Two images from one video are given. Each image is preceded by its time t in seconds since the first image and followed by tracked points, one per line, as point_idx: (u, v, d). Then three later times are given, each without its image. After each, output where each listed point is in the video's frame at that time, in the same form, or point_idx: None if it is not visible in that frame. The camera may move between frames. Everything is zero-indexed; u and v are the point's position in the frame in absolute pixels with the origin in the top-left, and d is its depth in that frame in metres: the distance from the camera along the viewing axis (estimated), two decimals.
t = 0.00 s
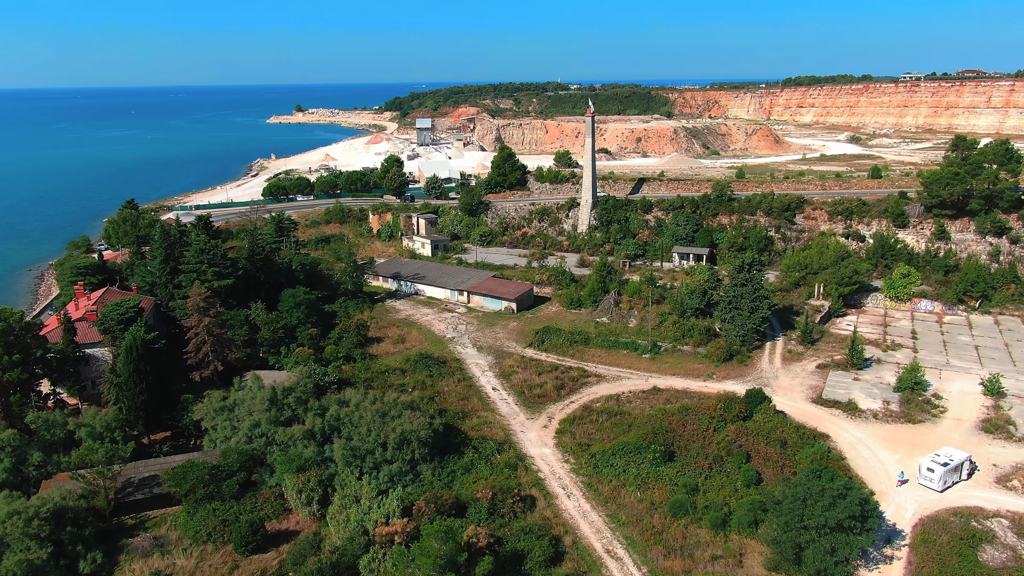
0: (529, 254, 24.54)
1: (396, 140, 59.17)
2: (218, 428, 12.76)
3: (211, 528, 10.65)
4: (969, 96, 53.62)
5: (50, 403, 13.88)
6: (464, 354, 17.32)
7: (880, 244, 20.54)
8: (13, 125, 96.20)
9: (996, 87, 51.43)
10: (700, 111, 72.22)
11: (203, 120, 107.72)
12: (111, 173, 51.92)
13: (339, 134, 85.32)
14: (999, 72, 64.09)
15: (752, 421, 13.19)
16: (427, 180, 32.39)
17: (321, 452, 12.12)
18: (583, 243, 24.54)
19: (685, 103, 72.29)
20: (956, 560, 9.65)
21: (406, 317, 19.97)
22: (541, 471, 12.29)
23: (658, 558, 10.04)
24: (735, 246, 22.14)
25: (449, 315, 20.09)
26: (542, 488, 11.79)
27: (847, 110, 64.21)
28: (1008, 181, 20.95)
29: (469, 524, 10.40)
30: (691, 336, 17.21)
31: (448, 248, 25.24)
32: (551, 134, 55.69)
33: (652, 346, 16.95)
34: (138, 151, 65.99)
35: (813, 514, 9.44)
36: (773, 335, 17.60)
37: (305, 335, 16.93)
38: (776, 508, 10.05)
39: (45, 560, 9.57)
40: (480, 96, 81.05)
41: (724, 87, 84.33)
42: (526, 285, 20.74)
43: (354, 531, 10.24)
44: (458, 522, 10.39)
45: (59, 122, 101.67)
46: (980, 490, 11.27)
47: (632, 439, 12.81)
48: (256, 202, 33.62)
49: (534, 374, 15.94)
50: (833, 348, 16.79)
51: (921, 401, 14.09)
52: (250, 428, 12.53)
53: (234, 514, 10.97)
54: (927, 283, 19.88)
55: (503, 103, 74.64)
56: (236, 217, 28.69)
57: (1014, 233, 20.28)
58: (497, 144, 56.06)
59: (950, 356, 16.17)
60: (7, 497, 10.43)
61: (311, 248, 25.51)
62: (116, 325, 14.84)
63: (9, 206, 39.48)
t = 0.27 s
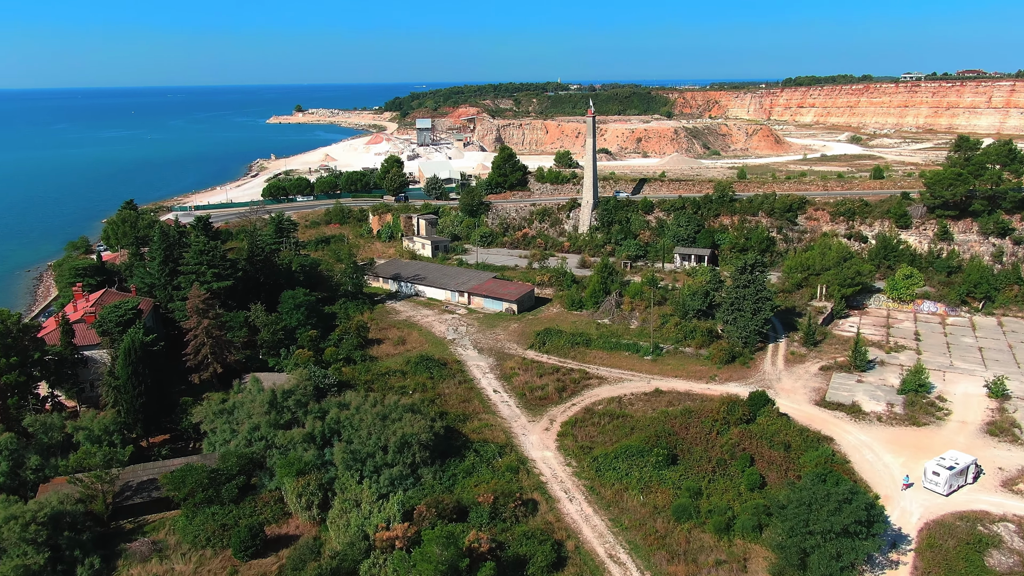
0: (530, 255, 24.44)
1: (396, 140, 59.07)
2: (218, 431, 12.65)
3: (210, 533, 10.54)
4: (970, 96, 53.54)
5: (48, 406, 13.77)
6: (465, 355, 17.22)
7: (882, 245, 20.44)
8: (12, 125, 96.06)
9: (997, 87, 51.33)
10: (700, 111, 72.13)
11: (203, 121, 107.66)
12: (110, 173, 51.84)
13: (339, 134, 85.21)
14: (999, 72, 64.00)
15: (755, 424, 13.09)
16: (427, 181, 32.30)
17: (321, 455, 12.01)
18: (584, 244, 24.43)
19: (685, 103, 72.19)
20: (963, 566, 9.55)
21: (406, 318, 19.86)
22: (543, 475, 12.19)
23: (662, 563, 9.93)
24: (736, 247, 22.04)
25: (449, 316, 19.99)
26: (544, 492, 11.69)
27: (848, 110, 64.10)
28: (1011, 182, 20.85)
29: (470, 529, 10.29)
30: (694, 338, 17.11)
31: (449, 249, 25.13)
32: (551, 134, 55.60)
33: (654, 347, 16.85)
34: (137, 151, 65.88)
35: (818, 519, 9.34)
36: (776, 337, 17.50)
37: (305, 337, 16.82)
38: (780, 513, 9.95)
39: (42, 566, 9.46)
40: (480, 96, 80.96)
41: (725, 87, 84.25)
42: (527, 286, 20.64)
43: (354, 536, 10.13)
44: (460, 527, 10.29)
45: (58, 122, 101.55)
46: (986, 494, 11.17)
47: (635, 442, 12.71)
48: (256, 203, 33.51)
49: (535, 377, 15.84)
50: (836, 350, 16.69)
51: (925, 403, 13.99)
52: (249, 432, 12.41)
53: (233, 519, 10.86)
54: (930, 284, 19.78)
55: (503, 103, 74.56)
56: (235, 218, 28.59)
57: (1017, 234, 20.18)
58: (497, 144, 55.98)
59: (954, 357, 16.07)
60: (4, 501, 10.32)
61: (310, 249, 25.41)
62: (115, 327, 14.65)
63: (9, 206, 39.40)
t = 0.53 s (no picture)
0: (530, 256, 24.35)
1: (396, 141, 58.95)
2: (217, 434, 12.54)
3: (209, 538, 10.45)
4: (970, 96, 53.48)
5: (45, 409, 13.66)
6: (465, 357, 17.11)
7: (885, 246, 20.35)
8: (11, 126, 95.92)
9: (997, 87, 51.25)
10: (700, 111, 72.03)
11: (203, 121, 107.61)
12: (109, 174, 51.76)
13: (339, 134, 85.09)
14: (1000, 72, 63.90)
15: (759, 427, 12.98)
16: (427, 181, 32.18)
17: (321, 459, 11.90)
18: (585, 245, 24.33)
19: (685, 103, 72.07)
20: (969, 572, 9.45)
21: (407, 320, 19.76)
22: (545, 478, 12.09)
23: (665, 569, 9.83)
24: (738, 248, 21.96)
25: (450, 318, 19.88)
26: (546, 496, 11.59)
27: (848, 110, 64.00)
28: (1014, 183, 20.76)
29: (472, 534, 10.19)
30: (696, 340, 17.02)
31: (449, 250, 25.02)
32: (551, 135, 55.51)
33: (656, 349, 16.75)
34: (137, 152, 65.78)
35: (824, 524, 9.24)
36: (778, 339, 17.39)
37: (305, 339, 16.71)
38: (785, 518, 9.85)
39: (39, 571, 9.34)
40: (480, 96, 80.85)
41: (725, 88, 84.11)
42: (528, 288, 20.54)
43: (355, 541, 10.02)
44: (461, 532, 10.19)
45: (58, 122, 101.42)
46: (992, 498, 11.07)
47: (637, 446, 12.60)
48: (256, 203, 33.41)
49: (537, 379, 15.72)
50: (839, 352, 16.59)
51: (930, 406, 13.89)
52: (248, 435, 12.30)
53: (233, 523, 10.76)
54: (932, 285, 19.68)
55: (503, 103, 74.47)
56: (235, 219, 28.51)
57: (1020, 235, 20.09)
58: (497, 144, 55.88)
59: (958, 359, 15.97)
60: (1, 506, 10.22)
61: (310, 250, 25.32)
62: (113, 329, 14.54)
63: (8, 207, 39.34)
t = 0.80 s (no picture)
0: (531, 257, 24.26)
1: (396, 141, 58.86)
2: (216, 437, 12.44)
3: (207, 542, 10.35)
4: (971, 96, 53.47)
5: (43, 411, 13.56)
6: (466, 359, 17.03)
7: (887, 247, 20.26)
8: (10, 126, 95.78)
9: (998, 87, 51.19)
10: (700, 111, 71.93)
11: (202, 121, 107.55)
12: (109, 174, 51.60)
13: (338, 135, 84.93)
14: (1000, 72, 63.85)
15: (762, 429, 12.90)
16: (427, 182, 32.11)
17: (321, 462, 11.80)
18: (586, 246, 24.23)
19: (685, 104, 71.98)
20: None
21: (407, 321, 19.66)
22: (547, 482, 12.00)
23: (668, 573, 9.75)
24: (740, 249, 21.88)
25: (450, 319, 19.79)
26: (547, 499, 11.51)
27: (848, 110, 63.94)
28: (1016, 183, 20.69)
29: (473, 538, 10.11)
30: (697, 341, 16.93)
31: (449, 251, 24.93)
32: (551, 135, 55.44)
33: (657, 351, 16.66)
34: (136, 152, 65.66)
35: (829, 529, 9.16)
36: (781, 340, 17.30)
37: (305, 340, 16.62)
38: (789, 522, 9.76)
39: None
40: (479, 96, 80.79)
41: (725, 88, 84.02)
42: (528, 289, 20.46)
43: (355, 546, 9.93)
44: (462, 536, 10.10)
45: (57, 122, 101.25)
46: (997, 501, 10.99)
47: (639, 449, 12.51)
48: (255, 204, 33.29)
49: (538, 381, 15.63)
50: (841, 354, 16.50)
51: (934, 408, 13.80)
52: (247, 438, 12.19)
53: (232, 527, 10.66)
54: (935, 286, 19.59)
55: (502, 103, 74.40)
56: (234, 219, 28.43)
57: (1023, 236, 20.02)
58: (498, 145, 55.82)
59: (961, 361, 15.89)
60: None
61: (310, 250, 25.24)
62: (112, 331, 14.45)
63: (7, 208, 39.25)
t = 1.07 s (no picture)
0: (531, 261, 24.17)
1: (396, 145, 58.84)
2: (213, 445, 12.29)
3: (205, 552, 10.21)
4: (971, 100, 53.51)
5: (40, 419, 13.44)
6: (466, 365, 16.91)
7: (889, 252, 20.17)
8: (10, 130, 95.77)
9: (998, 91, 51.21)
10: (700, 115, 71.90)
11: (202, 125, 107.61)
12: (108, 179, 51.57)
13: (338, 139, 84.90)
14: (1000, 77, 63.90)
15: (765, 437, 12.78)
16: (427, 186, 32.04)
17: (320, 471, 11.67)
18: (587, 251, 24.13)
19: (685, 108, 71.98)
20: None
21: (407, 327, 19.55)
22: (548, 490, 11.87)
23: None
24: (741, 254, 21.80)
25: (450, 325, 19.67)
26: (549, 508, 11.38)
27: (848, 114, 63.94)
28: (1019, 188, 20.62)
29: (474, 548, 9.98)
30: (700, 348, 16.82)
31: (449, 255, 24.84)
32: (551, 139, 55.42)
33: (659, 357, 16.55)
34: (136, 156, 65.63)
35: (834, 539, 9.04)
36: (783, 346, 17.19)
37: (304, 346, 16.50)
38: (794, 532, 9.63)
39: None
40: (479, 100, 80.83)
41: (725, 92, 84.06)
42: (529, 294, 20.35)
43: (354, 556, 9.79)
44: (463, 546, 9.97)
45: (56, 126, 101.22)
46: (1003, 510, 10.86)
47: (642, 457, 12.39)
48: (255, 209, 33.20)
49: (539, 388, 15.51)
50: (844, 360, 16.39)
51: (938, 415, 13.69)
52: (246, 446, 12.05)
53: (230, 537, 10.52)
54: (938, 291, 19.50)
55: (502, 107, 74.45)
56: (234, 224, 28.36)
57: None
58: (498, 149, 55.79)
59: (965, 367, 15.78)
60: None
61: (309, 255, 25.16)
62: (109, 337, 14.33)
63: (6, 212, 39.19)
